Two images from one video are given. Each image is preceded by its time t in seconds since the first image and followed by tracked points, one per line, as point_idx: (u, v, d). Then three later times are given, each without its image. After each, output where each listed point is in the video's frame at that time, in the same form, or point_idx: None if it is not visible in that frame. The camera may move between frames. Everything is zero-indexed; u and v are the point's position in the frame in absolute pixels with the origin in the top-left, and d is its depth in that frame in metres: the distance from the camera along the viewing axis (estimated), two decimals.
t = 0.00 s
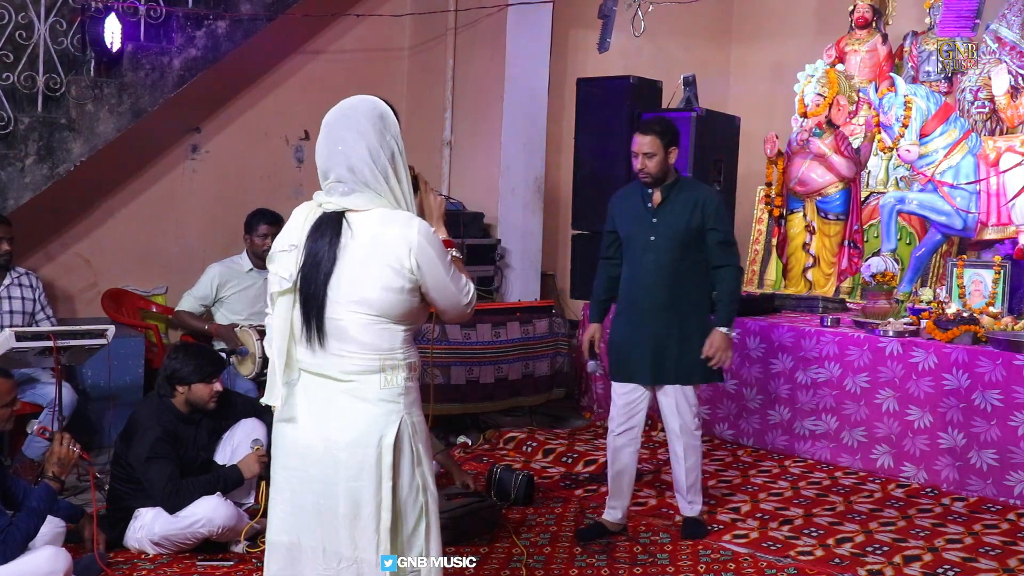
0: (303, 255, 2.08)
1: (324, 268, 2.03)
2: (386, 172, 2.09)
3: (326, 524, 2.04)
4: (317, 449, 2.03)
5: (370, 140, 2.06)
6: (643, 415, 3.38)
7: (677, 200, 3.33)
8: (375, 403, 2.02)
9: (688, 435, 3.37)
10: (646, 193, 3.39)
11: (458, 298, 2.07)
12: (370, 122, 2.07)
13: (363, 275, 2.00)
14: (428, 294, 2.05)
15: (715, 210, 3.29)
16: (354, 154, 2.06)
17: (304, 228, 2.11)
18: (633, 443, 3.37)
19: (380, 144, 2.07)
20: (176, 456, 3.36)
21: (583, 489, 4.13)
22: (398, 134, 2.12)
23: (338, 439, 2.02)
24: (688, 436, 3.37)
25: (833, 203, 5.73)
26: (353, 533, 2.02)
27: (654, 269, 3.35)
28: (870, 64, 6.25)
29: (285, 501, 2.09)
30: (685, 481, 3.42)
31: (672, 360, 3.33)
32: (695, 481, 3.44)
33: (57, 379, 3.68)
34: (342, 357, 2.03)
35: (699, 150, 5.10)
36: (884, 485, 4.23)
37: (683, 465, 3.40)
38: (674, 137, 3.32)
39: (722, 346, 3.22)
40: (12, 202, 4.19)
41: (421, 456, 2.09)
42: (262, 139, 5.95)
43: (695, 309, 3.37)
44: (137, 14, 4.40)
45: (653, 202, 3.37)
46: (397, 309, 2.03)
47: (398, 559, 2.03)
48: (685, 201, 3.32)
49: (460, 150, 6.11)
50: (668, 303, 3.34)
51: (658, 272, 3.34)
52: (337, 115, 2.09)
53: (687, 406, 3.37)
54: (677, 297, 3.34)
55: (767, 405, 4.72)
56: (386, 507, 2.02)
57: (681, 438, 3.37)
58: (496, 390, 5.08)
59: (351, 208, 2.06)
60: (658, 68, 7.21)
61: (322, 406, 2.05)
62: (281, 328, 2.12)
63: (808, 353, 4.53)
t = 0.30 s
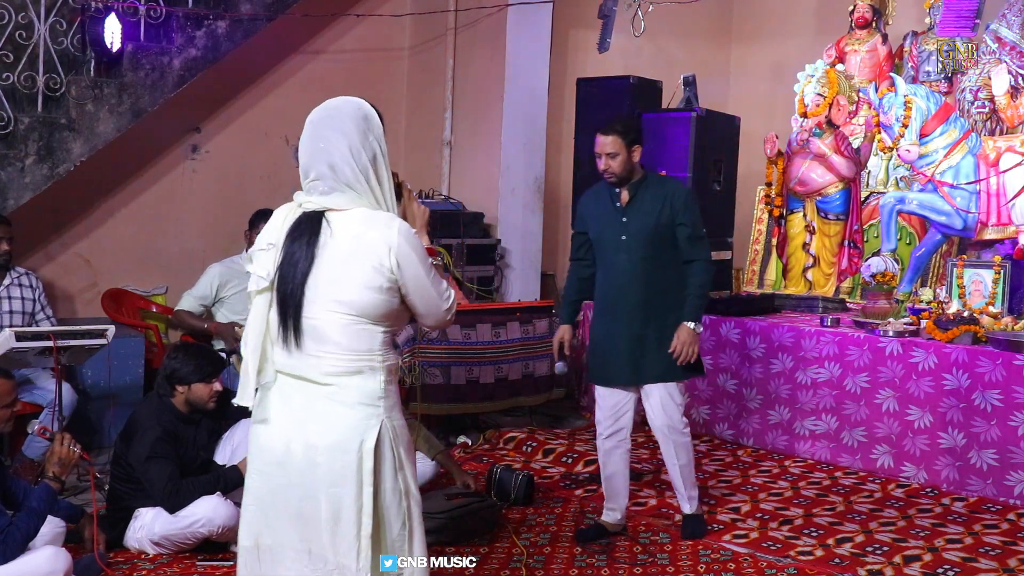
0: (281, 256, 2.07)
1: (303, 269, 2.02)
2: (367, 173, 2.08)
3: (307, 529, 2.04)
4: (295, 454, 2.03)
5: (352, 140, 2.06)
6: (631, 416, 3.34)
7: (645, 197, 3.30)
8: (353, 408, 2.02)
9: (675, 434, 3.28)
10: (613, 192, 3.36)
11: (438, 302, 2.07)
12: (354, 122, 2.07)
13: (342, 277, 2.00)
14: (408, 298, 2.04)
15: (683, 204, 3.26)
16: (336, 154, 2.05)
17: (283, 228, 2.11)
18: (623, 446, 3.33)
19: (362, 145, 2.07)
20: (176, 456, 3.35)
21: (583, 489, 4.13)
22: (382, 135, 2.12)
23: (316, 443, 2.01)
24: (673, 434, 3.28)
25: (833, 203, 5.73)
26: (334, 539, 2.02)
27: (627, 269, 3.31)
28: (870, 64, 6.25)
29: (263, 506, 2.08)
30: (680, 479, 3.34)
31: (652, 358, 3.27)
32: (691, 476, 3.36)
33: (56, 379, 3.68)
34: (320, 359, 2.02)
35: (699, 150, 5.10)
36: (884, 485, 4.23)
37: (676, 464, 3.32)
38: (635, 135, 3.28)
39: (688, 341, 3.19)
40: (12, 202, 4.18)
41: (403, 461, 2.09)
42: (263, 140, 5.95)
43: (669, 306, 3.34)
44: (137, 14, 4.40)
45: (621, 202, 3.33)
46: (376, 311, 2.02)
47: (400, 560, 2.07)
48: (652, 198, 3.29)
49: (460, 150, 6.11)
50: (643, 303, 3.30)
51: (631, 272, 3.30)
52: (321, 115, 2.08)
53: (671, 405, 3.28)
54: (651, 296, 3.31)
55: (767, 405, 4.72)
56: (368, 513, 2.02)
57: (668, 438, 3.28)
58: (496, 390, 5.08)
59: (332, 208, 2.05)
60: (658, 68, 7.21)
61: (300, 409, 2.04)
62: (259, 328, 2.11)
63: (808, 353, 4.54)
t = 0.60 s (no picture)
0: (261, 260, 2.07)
1: (282, 274, 2.02)
2: (349, 176, 2.08)
3: (288, 540, 2.03)
4: (275, 462, 2.02)
5: (335, 143, 2.06)
6: (622, 418, 3.35)
7: (626, 197, 3.29)
8: (332, 416, 2.01)
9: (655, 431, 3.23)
10: (594, 192, 3.35)
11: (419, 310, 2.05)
12: (338, 124, 2.07)
13: (321, 282, 1.99)
14: (389, 305, 2.03)
15: (665, 201, 3.27)
16: (318, 156, 2.05)
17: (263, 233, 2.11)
18: (618, 447, 3.33)
19: (345, 148, 2.07)
20: (176, 457, 3.36)
21: (583, 489, 4.14)
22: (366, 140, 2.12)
23: (294, 450, 2.01)
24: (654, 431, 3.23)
25: (833, 203, 5.74)
26: (314, 550, 2.01)
27: (611, 268, 3.30)
28: (870, 64, 6.24)
29: (242, 518, 2.07)
30: (664, 475, 3.29)
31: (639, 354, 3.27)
32: (674, 469, 3.30)
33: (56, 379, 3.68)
34: (299, 366, 2.01)
35: (699, 150, 5.10)
36: (884, 485, 4.23)
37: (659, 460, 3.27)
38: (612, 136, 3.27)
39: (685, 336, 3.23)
40: (12, 202, 4.19)
41: (387, 469, 2.09)
42: (263, 140, 5.95)
43: (653, 303, 3.33)
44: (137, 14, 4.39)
45: (603, 202, 3.33)
46: (355, 318, 2.01)
47: (399, 560, 2.11)
48: (633, 197, 3.28)
49: (460, 149, 6.11)
50: (627, 301, 3.29)
51: (615, 271, 3.29)
52: (306, 117, 2.09)
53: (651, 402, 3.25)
54: (636, 295, 3.30)
55: (767, 405, 4.72)
56: (350, 522, 2.02)
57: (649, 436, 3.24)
58: (496, 390, 5.08)
59: (313, 210, 2.04)
60: (658, 68, 7.21)
61: (279, 416, 2.04)
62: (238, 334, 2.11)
63: (808, 353, 4.54)
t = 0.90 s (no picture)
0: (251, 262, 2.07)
1: (272, 276, 2.02)
2: (339, 176, 2.08)
3: (277, 544, 2.02)
4: (266, 464, 2.02)
5: (326, 142, 2.06)
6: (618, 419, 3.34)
7: (622, 198, 3.29)
8: (324, 417, 2.01)
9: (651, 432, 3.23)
10: (589, 192, 3.35)
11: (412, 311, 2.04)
12: (328, 124, 2.07)
13: (312, 283, 2.00)
14: (380, 306, 2.03)
15: (662, 200, 3.27)
16: (309, 156, 2.06)
17: (253, 235, 2.12)
18: (614, 449, 3.32)
19: (336, 147, 2.07)
20: (176, 456, 3.36)
21: (583, 489, 4.14)
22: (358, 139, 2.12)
23: (284, 453, 2.01)
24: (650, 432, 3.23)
25: (833, 203, 5.74)
26: (302, 554, 2.01)
27: (608, 269, 3.30)
28: (870, 64, 6.23)
29: (233, 525, 2.06)
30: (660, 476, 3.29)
31: (636, 354, 3.26)
32: (670, 469, 3.30)
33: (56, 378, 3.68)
34: (291, 367, 2.02)
35: (699, 150, 5.10)
36: (884, 485, 4.22)
37: (655, 461, 3.27)
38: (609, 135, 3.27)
39: (682, 339, 3.24)
40: (12, 202, 4.19)
41: (378, 473, 2.08)
42: (263, 140, 5.95)
43: (650, 303, 3.34)
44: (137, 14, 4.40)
45: (598, 202, 3.32)
46: (346, 319, 2.01)
47: (400, 560, 2.10)
48: (630, 197, 3.29)
49: (460, 150, 6.11)
50: (624, 302, 3.29)
51: (613, 272, 3.29)
52: (297, 117, 2.09)
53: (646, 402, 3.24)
54: (633, 297, 3.30)
55: (767, 405, 4.72)
56: (337, 526, 2.01)
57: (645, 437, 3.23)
58: (496, 390, 5.08)
59: (301, 210, 2.04)
60: (658, 68, 7.22)
61: (271, 418, 2.04)
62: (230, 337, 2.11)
63: (808, 353, 4.54)
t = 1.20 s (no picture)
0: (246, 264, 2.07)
1: (267, 279, 2.02)
2: (335, 178, 2.08)
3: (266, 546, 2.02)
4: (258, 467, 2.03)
5: (322, 144, 2.06)
6: (624, 420, 3.35)
7: (633, 198, 3.30)
8: (317, 421, 2.01)
9: (663, 437, 3.27)
10: (600, 191, 3.35)
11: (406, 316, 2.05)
12: (324, 126, 2.08)
13: (307, 287, 2.00)
14: (374, 311, 2.03)
15: (671, 202, 3.28)
16: (305, 158, 2.06)
17: (250, 237, 2.12)
18: (617, 450, 3.32)
19: (331, 149, 2.07)
20: (176, 456, 3.36)
21: (583, 489, 4.14)
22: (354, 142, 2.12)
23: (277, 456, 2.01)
24: (661, 437, 3.26)
25: (833, 203, 5.75)
26: (291, 557, 2.00)
27: (615, 269, 3.30)
28: (870, 64, 6.23)
29: (224, 527, 2.06)
30: (672, 483, 3.33)
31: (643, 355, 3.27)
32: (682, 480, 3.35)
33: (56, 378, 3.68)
34: (284, 371, 2.02)
35: (699, 150, 5.10)
36: (884, 485, 4.22)
37: (666, 467, 3.31)
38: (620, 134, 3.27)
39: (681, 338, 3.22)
40: (12, 202, 4.19)
41: (372, 479, 2.07)
42: (263, 140, 5.95)
43: (657, 304, 3.34)
44: (137, 14, 4.40)
45: (608, 201, 3.33)
46: (341, 323, 2.01)
47: (399, 559, 2.08)
48: (640, 198, 3.29)
49: (460, 150, 6.11)
50: (631, 301, 3.30)
51: (620, 271, 3.29)
52: (293, 119, 2.09)
53: (657, 406, 3.27)
54: (640, 297, 3.30)
55: (767, 405, 4.72)
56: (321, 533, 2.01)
57: (657, 442, 3.27)
58: (496, 390, 5.08)
59: (297, 211, 2.05)
60: (658, 68, 7.22)
61: (264, 421, 2.04)
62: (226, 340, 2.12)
63: (808, 353, 4.54)
